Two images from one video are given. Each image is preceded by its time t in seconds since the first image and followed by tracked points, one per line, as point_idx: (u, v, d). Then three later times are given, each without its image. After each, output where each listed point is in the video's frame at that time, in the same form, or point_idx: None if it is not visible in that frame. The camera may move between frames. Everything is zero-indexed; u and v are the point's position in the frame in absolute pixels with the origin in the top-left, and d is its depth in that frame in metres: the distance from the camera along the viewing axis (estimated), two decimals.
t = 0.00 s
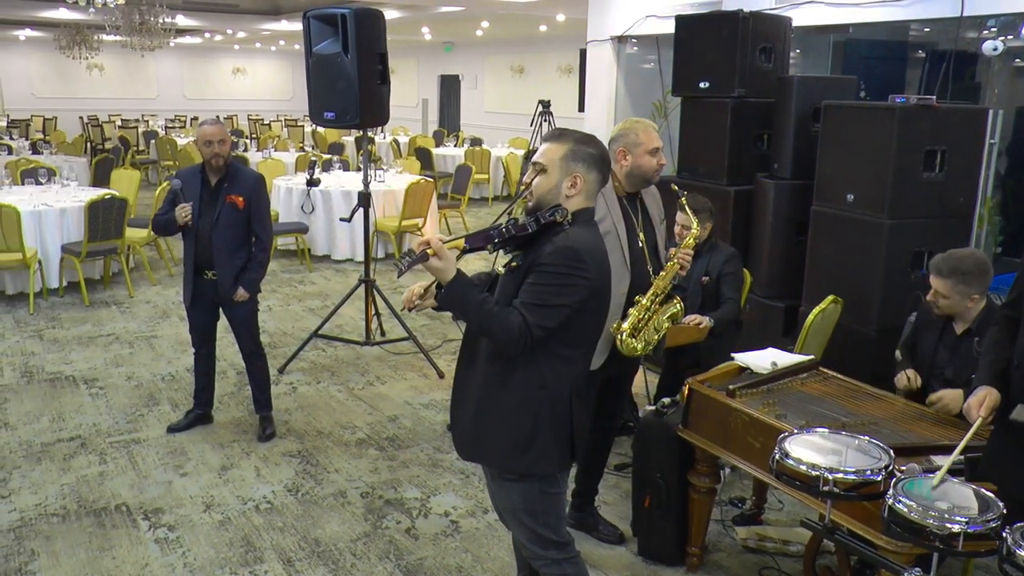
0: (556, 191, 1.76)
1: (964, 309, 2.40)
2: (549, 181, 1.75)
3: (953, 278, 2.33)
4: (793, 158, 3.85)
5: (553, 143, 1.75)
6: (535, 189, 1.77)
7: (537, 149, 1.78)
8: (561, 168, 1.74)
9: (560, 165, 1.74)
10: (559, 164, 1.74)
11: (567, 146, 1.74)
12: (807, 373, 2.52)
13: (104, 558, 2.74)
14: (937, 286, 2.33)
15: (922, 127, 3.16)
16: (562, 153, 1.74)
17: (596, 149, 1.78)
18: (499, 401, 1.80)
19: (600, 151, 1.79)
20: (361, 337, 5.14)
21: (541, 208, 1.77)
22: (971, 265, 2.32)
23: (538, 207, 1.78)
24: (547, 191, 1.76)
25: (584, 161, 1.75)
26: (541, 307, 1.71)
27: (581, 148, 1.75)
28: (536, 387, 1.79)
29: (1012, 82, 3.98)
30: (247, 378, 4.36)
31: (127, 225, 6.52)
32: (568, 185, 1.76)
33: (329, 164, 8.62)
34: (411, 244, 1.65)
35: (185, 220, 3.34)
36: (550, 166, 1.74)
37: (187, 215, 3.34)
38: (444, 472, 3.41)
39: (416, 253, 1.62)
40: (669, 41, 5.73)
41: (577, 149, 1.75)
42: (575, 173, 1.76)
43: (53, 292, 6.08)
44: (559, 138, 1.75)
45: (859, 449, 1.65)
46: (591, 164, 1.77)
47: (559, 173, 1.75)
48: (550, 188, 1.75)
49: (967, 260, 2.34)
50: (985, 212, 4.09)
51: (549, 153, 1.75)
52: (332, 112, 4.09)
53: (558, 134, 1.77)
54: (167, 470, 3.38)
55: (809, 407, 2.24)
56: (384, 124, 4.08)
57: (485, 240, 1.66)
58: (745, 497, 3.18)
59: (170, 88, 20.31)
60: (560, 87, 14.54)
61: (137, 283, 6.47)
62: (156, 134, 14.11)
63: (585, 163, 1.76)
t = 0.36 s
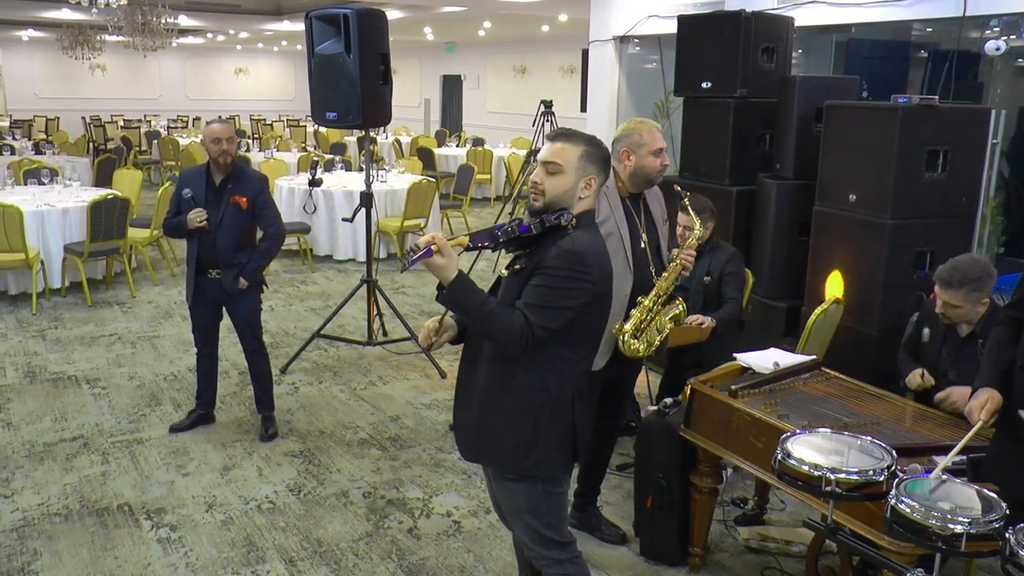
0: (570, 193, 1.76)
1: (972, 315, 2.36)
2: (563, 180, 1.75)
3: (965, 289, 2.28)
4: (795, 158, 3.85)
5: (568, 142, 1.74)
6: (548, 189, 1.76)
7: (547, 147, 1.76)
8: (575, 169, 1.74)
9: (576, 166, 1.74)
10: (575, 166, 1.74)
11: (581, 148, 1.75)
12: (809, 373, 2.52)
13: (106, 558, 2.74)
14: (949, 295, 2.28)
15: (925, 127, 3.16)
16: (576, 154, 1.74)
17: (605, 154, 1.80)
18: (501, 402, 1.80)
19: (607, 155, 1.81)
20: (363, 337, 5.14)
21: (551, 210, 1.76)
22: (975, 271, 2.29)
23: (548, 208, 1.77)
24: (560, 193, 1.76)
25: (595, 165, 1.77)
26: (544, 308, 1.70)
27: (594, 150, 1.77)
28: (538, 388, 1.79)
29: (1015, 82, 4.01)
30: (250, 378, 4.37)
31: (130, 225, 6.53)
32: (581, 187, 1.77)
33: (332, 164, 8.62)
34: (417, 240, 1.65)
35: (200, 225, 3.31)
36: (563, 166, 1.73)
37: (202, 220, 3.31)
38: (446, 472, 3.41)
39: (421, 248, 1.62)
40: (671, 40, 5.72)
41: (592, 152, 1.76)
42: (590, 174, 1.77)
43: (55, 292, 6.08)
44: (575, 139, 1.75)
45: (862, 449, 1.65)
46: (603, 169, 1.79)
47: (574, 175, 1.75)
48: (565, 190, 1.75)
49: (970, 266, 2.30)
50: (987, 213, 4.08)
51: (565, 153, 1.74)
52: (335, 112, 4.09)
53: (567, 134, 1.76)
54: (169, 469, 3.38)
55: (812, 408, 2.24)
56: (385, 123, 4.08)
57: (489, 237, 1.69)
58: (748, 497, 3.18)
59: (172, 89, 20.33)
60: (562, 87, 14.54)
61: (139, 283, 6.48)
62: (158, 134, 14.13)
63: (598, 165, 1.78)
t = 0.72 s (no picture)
0: (581, 196, 1.76)
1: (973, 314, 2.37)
2: (575, 183, 1.75)
3: (965, 288, 2.29)
4: (796, 158, 3.84)
5: (580, 145, 1.75)
6: (561, 192, 1.75)
7: (557, 148, 1.76)
8: (586, 170, 1.75)
9: (588, 169, 1.75)
10: (586, 168, 1.75)
11: (592, 151, 1.75)
12: (810, 373, 2.52)
13: (107, 558, 2.74)
14: (951, 294, 2.28)
15: (925, 127, 3.16)
16: (588, 157, 1.75)
17: (614, 157, 1.81)
18: (504, 403, 1.80)
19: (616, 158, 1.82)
20: (364, 338, 5.14)
21: (561, 210, 1.76)
22: (978, 271, 2.29)
23: (558, 211, 1.77)
24: (572, 195, 1.75)
25: (606, 168, 1.78)
26: (553, 305, 1.70)
27: (603, 154, 1.78)
28: (541, 389, 1.79)
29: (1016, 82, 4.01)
30: (250, 379, 4.37)
31: (130, 225, 6.53)
32: (591, 191, 1.78)
33: (332, 164, 8.63)
34: (428, 232, 1.62)
35: (202, 225, 3.32)
36: (575, 168, 1.74)
37: (204, 220, 3.31)
38: (447, 472, 3.41)
39: (434, 239, 1.59)
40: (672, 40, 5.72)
41: (603, 155, 1.77)
42: (600, 179, 1.77)
43: (56, 292, 6.09)
44: (587, 142, 1.76)
45: (863, 449, 1.65)
46: (613, 173, 1.80)
47: (585, 178, 1.75)
48: (578, 193, 1.75)
49: (973, 266, 2.31)
50: (988, 213, 4.08)
51: (577, 155, 1.74)
52: (335, 112, 4.10)
53: (577, 135, 1.76)
54: (169, 470, 3.38)
55: (813, 408, 2.24)
56: (386, 123, 4.08)
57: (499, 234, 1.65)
58: (749, 497, 3.18)
59: (173, 89, 20.33)
60: (563, 87, 14.55)
61: (140, 283, 6.48)
62: (158, 134, 14.14)
63: (608, 170, 1.79)
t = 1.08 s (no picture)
0: (578, 193, 1.76)
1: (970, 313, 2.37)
2: (570, 182, 1.74)
3: (965, 284, 2.31)
4: (798, 158, 3.84)
5: (573, 143, 1.74)
6: (557, 191, 1.75)
7: (550, 147, 1.75)
8: (580, 167, 1.74)
9: (581, 166, 1.75)
10: (580, 166, 1.74)
11: (584, 148, 1.75)
12: (810, 373, 2.52)
13: (109, 557, 2.75)
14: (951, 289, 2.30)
15: (927, 127, 3.15)
16: (581, 154, 1.74)
17: (607, 151, 1.80)
18: (509, 402, 1.80)
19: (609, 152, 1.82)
20: (366, 337, 5.14)
21: (559, 210, 1.75)
22: (980, 269, 2.31)
23: (556, 210, 1.77)
24: (569, 194, 1.75)
25: (599, 163, 1.78)
26: (554, 304, 1.70)
27: (595, 149, 1.77)
28: (544, 387, 1.79)
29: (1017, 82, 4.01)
30: (251, 378, 4.37)
31: (132, 225, 6.54)
32: (587, 187, 1.78)
33: (333, 164, 8.63)
34: (427, 238, 1.65)
35: (205, 224, 3.32)
36: (569, 166, 1.73)
37: (206, 219, 3.31)
38: (448, 471, 3.41)
39: (431, 246, 1.62)
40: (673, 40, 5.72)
41: (595, 151, 1.76)
42: (595, 175, 1.78)
43: (57, 292, 6.09)
44: (579, 139, 1.75)
45: (864, 449, 1.65)
46: (605, 167, 1.80)
47: (580, 176, 1.75)
48: (574, 190, 1.75)
49: (976, 264, 2.32)
50: (989, 212, 4.08)
51: (570, 153, 1.73)
52: (336, 112, 4.10)
53: (568, 134, 1.76)
54: (171, 469, 3.38)
55: (814, 408, 2.24)
56: (387, 123, 4.08)
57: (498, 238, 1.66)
58: (750, 497, 3.18)
59: (174, 89, 20.33)
60: (564, 87, 14.54)
61: (141, 283, 6.49)
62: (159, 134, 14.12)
63: (602, 165, 1.79)
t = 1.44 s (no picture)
0: (580, 193, 1.76)
1: (965, 312, 2.39)
2: (572, 182, 1.75)
3: (959, 280, 2.33)
4: (799, 158, 3.83)
5: (573, 142, 1.74)
6: (559, 192, 1.75)
7: (550, 148, 1.75)
8: (581, 167, 1.74)
9: (582, 166, 1.74)
10: (582, 165, 1.74)
11: (584, 147, 1.74)
12: (811, 373, 2.52)
13: (110, 557, 2.75)
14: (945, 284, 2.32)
15: (928, 127, 3.15)
16: (581, 154, 1.74)
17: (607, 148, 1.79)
18: (510, 400, 1.80)
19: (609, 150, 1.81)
20: (367, 337, 5.15)
21: (560, 210, 1.76)
22: (974, 266, 2.33)
23: (558, 210, 1.77)
24: (571, 194, 1.76)
25: (600, 161, 1.77)
26: (554, 304, 1.70)
27: (596, 148, 1.76)
28: (547, 386, 1.79)
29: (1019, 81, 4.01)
30: (252, 378, 4.37)
31: (133, 225, 6.54)
32: (589, 186, 1.78)
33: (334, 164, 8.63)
34: (428, 238, 1.64)
35: (205, 223, 3.33)
36: (569, 166, 1.73)
37: (206, 218, 3.33)
38: (449, 471, 3.41)
39: (431, 246, 1.61)
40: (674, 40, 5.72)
41: (596, 150, 1.76)
42: (596, 173, 1.77)
43: (58, 291, 6.09)
44: (580, 138, 1.74)
45: (864, 449, 1.65)
46: (607, 164, 1.79)
47: (581, 175, 1.75)
48: (576, 190, 1.75)
49: (972, 261, 2.34)
50: (990, 211, 4.07)
51: (571, 153, 1.73)
52: (337, 112, 4.10)
53: (569, 134, 1.75)
54: (172, 469, 3.39)
55: (814, 407, 2.24)
56: (388, 122, 4.08)
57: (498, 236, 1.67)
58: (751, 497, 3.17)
59: (175, 89, 20.35)
60: (565, 87, 14.54)
61: (142, 282, 6.49)
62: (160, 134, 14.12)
63: (603, 162, 1.78)
